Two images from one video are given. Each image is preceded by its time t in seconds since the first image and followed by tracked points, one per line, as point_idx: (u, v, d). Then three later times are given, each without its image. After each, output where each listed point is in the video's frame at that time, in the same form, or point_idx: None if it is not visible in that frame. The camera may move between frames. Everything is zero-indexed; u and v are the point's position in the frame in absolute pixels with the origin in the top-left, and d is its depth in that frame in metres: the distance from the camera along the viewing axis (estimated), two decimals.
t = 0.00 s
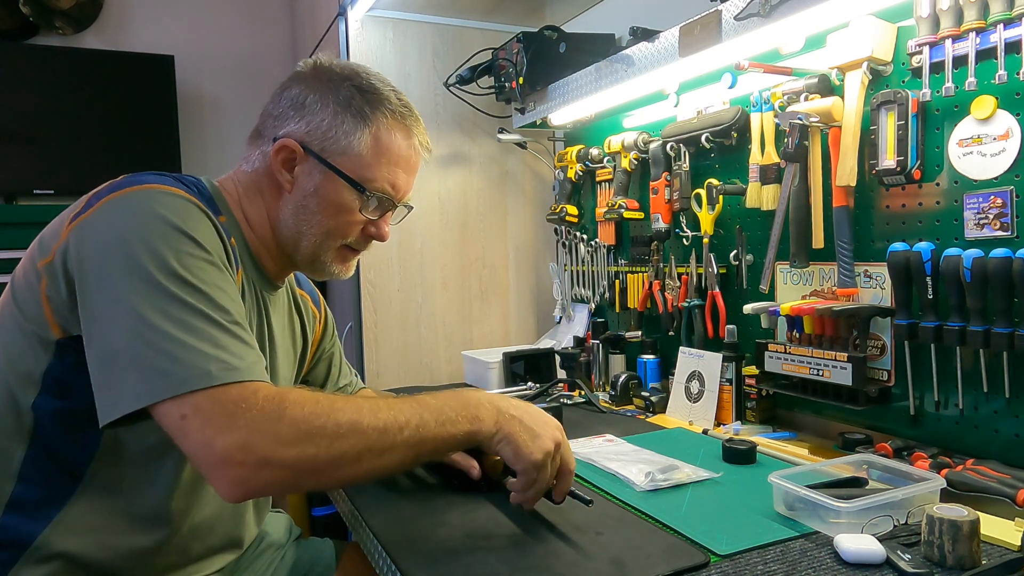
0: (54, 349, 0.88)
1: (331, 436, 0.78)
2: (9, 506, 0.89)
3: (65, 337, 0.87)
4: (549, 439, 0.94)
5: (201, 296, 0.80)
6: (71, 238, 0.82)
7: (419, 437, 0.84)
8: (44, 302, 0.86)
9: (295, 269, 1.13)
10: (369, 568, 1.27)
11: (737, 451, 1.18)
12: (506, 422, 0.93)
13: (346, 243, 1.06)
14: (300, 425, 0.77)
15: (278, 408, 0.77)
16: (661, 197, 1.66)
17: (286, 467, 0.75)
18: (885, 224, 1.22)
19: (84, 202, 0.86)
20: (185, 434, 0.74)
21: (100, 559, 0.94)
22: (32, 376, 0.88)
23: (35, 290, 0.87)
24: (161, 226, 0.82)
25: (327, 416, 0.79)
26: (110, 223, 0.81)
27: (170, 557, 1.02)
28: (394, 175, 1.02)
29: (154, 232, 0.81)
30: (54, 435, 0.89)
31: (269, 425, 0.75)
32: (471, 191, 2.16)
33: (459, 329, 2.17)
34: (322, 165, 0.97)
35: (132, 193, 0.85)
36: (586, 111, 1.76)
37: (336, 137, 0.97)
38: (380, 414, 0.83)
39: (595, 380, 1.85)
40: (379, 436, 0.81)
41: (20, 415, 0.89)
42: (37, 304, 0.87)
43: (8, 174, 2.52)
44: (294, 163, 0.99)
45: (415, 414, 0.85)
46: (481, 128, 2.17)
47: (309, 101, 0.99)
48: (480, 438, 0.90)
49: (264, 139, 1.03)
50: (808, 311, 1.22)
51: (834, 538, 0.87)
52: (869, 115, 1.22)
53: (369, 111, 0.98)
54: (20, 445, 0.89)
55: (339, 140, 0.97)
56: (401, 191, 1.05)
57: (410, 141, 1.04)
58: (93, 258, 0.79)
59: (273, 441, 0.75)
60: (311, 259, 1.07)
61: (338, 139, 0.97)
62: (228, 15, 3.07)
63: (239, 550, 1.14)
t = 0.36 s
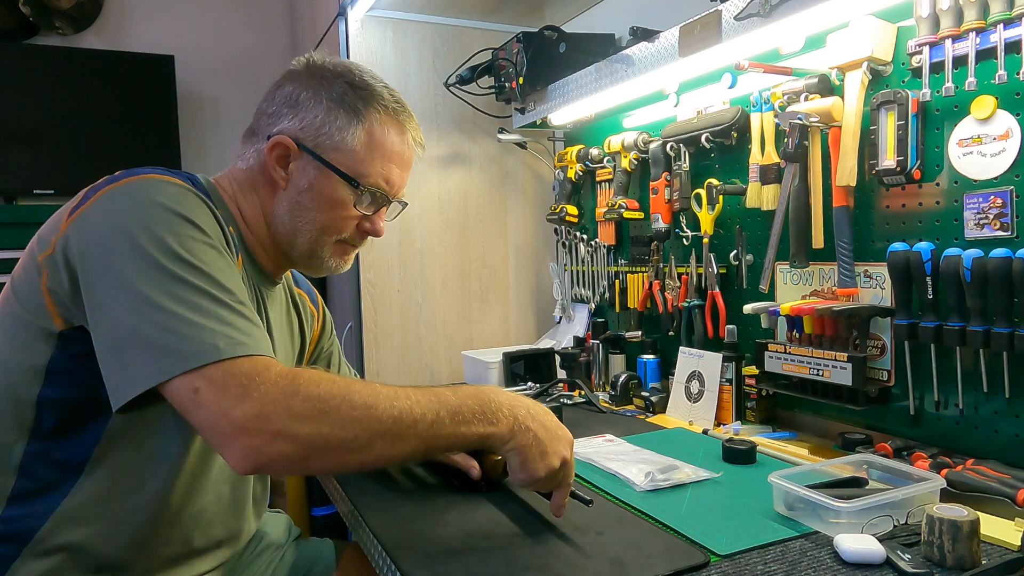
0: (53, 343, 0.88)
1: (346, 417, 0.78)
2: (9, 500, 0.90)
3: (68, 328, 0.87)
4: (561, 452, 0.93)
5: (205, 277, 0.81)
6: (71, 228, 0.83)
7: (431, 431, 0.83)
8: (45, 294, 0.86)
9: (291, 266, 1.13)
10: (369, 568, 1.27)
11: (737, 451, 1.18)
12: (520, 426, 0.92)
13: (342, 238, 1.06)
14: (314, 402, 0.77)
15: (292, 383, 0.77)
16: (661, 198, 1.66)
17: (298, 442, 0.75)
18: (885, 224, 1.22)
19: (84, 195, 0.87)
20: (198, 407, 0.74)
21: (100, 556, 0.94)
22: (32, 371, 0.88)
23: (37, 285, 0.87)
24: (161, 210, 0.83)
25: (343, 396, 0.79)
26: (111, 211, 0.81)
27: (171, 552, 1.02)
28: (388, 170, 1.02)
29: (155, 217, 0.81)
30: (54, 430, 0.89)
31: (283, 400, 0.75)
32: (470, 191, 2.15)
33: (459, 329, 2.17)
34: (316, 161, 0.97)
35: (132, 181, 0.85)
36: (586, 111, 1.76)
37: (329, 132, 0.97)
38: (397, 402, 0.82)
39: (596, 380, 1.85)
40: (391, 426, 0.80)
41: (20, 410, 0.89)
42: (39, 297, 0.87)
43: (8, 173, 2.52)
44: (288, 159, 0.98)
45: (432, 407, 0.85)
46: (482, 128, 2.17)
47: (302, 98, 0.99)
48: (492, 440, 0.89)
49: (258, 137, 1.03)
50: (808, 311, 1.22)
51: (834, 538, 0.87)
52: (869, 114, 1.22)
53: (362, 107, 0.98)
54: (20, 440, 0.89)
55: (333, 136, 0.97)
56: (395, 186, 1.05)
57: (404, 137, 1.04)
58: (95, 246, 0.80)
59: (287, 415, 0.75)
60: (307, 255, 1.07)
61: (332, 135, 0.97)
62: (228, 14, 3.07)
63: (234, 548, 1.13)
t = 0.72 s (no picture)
0: (48, 344, 0.88)
1: (312, 439, 0.78)
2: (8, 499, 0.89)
3: (59, 328, 0.88)
4: (531, 473, 0.92)
5: (190, 285, 0.81)
6: (65, 229, 0.83)
7: (397, 454, 0.83)
8: (39, 294, 0.87)
9: (291, 265, 1.13)
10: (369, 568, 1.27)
11: (737, 451, 1.18)
12: (485, 446, 0.91)
13: (342, 237, 1.06)
14: (280, 422, 0.77)
15: (261, 400, 0.77)
16: (661, 198, 1.66)
17: (261, 461, 0.75)
18: (885, 224, 1.22)
19: (79, 195, 0.87)
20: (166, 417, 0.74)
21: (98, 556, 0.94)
22: (29, 370, 0.88)
23: (32, 284, 0.88)
24: (152, 215, 0.83)
25: (310, 416, 0.79)
26: (102, 213, 0.82)
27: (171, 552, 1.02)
28: (388, 170, 1.02)
29: (145, 221, 0.81)
30: (51, 430, 0.89)
31: (250, 418, 0.75)
32: (470, 191, 2.15)
33: (459, 329, 2.17)
34: (317, 161, 0.97)
35: (125, 183, 0.86)
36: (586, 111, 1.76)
37: (330, 132, 0.97)
38: (364, 425, 0.82)
39: (596, 380, 1.85)
40: (358, 450, 0.80)
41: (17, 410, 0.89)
42: (33, 298, 0.88)
43: (8, 174, 2.52)
44: (288, 159, 0.99)
45: (398, 431, 0.84)
46: (482, 128, 2.17)
47: (302, 98, 0.99)
48: (459, 462, 0.88)
49: (258, 136, 1.03)
50: (808, 311, 1.22)
51: (834, 538, 0.87)
52: (869, 114, 1.22)
53: (362, 107, 0.98)
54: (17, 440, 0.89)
55: (333, 135, 0.97)
56: (395, 186, 1.05)
57: (404, 137, 1.04)
58: (84, 247, 0.80)
59: (252, 434, 0.75)
60: (307, 255, 1.07)
61: (332, 135, 0.97)
62: (228, 15, 3.07)
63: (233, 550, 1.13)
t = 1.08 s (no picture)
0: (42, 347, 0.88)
1: (284, 476, 0.78)
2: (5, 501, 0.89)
3: (49, 333, 0.87)
4: (509, 520, 0.88)
5: (179, 300, 0.81)
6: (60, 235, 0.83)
7: (367, 502, 0.82)
8: (32, 298, 0.87)
9: (292, 268, 1.13)
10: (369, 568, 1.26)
11: (737, 451, 1.18)
12: (462, 502, 0.87)
13: (344, 239, 1.06)
14: (253, 455, 0.77)
15: (237, 426, 0.78)
16: (661, 197, 1.66)
17: (228, 490, 0.75)
18: (885, 224, 1.22)
19: (77, 198, 0.87)
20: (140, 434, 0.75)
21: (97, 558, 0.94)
22: (26, 371, 0.88)
23: (25, 286, 0.88)
24: (147, 226, 0.83)
25: (285, 452, 0.80)
26: (96, 222, 0.82)
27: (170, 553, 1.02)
28: (389, 172, 1.02)
29: (140, 232, 0.82)
30: (47, 431, 0.89)
31: (224, 446, 0.76)
32: (470, 191, 2.16)
33: (459, 330, 2.17)
34: (318, 163, 0.97)
35: (120, 191, 0.86)
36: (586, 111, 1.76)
37: (331, 134, 0.97)
38: (337, 471, 0.82)
39: (595, 380, 1.85)
40: (328, 493, 0.80)
41: (14, 412, 0.89)
42: (26, 303, 0.88)
43: (8, 174, 2.52)
44: (289, 161, 0.99)
45: (373, 479, 0.84)
46: (482, 128, 2.17)
47: (304, 99, 0.99)
48: (431, 517, 0.85)
49: (259, 137, 1.03)
50: (808, 311, 1.22)
51: (834, 539, 0.87)
52: (869, 114, 1.22)
53: (364, 108, 0.98)
54: (14, 441, 0.89)
55: (335, 137, 0.97)
56: (398, 188, 1.05)
57: (406, 138, 1.04)
58: (77, 255, 0.80)
59: (224, 461, 0.75)
60: (308, 257, 1.07)
61: (334, 136, 0.97)
62: (227, 15, 3.07)
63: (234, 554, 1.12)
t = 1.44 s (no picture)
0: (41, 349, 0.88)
1: (289, 487, 0.79)
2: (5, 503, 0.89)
3: (49, 337, 0.87)
4: (510, 529, 0.87)
5: (180, 306, 0.81)
6: (61, 237, 0.83)
7: (369, 518, 0.82)
8: (33, 300, 0.87)
9: (292, 269, 1.13)
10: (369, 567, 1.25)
11: (737, 451, 1.18)
12: (462, 520, 0.86)
13: (344, 240, 1.06)
14: (259, 466, 0.79)
15: (244, 437, 0.80)
16: (661, 198, 1.66)
17: (232, 500, 0.76)
18: (885, 224, 1.22)
19: (78, 200, 0.87)
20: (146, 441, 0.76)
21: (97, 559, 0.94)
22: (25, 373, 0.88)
23: (26, 289, 0.88)
24: (149, 231, 0.83)
25: (291, 465, 0.81)
26: (97, 227, 0.82)
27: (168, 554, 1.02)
28: (389, 172, 1.02)
29: (141, 236, 0.82)
30: (47, 432, 0.89)
31: (231, 456, 0.77)
32: (470, 191, 2.16)
33: (459, 330, 2.17)
34: (318, 163, 0.97)
35: (120, 194, 0.86)
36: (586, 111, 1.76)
37: (332, 134, 0.97)
38: (341, 487, 0.83)
39: (595, 380, 1.85)
40: (331, 505, 0.80)
41: (14, 414, 0.89)
42: (27, 306, 0.88)
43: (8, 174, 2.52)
44: (290, 161, 0.99)
45: (375, 496, 0.84)
46: (482, 128, 2.17)
47: (304, 99, 0.99)
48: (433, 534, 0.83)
49: (259, 137, 1.03)
50: (808, 311, 1.22)
51: (834, 539, 0.87)
52: (869, 114, 1.22)
53: (364, 108, 0.98)
54: (14, 443, 0.89)
55: (335, 137, 0.97)
56: (398, 189, 1.05)
57: (406, 138, 1.03)
58: (79, 260, 0.80)
59: (230, 471, 0.77)
60: (309, 257, 1.07)
61: (334, 136, 0.97)
62: (227, 15, 3.07)
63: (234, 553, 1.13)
